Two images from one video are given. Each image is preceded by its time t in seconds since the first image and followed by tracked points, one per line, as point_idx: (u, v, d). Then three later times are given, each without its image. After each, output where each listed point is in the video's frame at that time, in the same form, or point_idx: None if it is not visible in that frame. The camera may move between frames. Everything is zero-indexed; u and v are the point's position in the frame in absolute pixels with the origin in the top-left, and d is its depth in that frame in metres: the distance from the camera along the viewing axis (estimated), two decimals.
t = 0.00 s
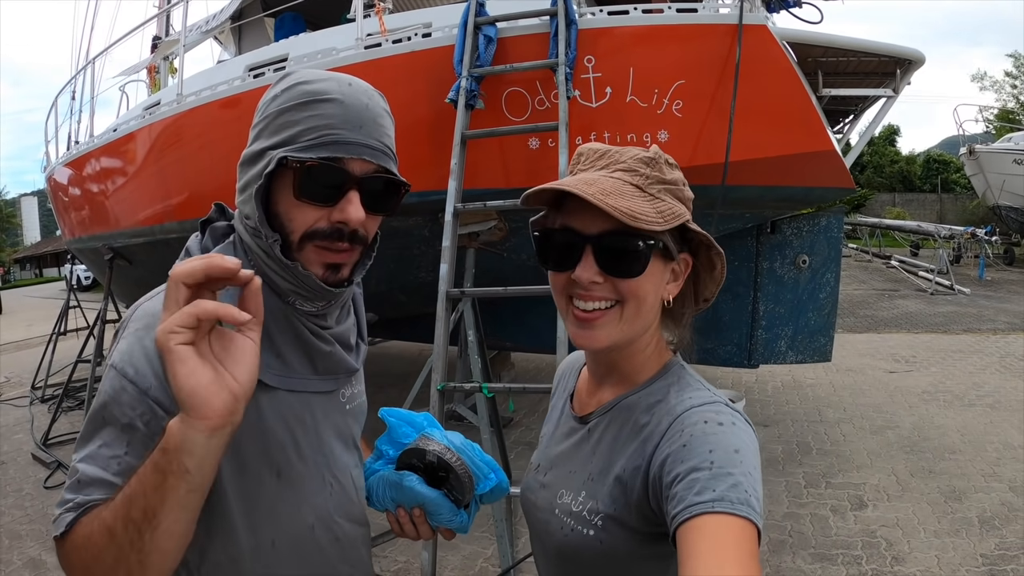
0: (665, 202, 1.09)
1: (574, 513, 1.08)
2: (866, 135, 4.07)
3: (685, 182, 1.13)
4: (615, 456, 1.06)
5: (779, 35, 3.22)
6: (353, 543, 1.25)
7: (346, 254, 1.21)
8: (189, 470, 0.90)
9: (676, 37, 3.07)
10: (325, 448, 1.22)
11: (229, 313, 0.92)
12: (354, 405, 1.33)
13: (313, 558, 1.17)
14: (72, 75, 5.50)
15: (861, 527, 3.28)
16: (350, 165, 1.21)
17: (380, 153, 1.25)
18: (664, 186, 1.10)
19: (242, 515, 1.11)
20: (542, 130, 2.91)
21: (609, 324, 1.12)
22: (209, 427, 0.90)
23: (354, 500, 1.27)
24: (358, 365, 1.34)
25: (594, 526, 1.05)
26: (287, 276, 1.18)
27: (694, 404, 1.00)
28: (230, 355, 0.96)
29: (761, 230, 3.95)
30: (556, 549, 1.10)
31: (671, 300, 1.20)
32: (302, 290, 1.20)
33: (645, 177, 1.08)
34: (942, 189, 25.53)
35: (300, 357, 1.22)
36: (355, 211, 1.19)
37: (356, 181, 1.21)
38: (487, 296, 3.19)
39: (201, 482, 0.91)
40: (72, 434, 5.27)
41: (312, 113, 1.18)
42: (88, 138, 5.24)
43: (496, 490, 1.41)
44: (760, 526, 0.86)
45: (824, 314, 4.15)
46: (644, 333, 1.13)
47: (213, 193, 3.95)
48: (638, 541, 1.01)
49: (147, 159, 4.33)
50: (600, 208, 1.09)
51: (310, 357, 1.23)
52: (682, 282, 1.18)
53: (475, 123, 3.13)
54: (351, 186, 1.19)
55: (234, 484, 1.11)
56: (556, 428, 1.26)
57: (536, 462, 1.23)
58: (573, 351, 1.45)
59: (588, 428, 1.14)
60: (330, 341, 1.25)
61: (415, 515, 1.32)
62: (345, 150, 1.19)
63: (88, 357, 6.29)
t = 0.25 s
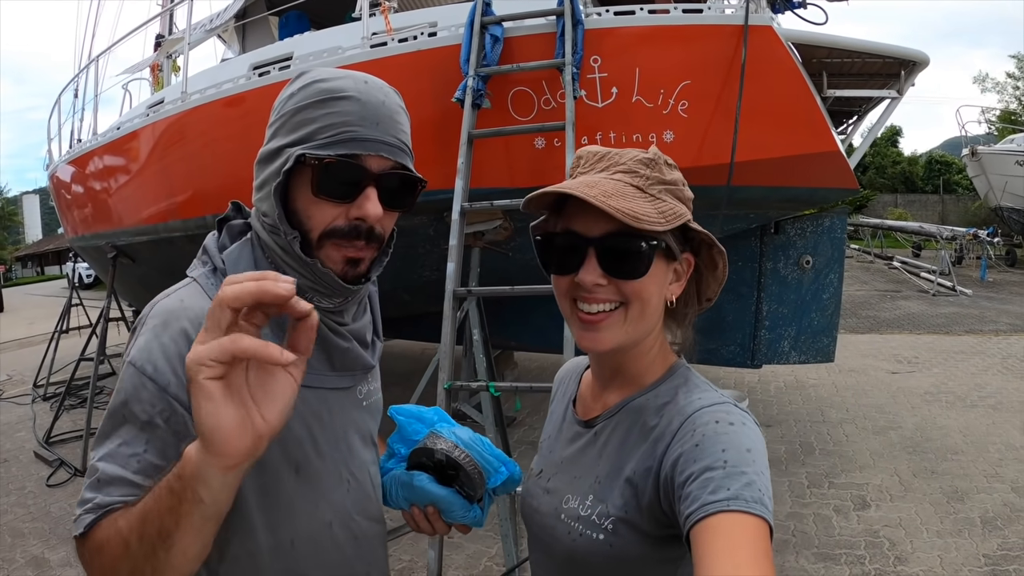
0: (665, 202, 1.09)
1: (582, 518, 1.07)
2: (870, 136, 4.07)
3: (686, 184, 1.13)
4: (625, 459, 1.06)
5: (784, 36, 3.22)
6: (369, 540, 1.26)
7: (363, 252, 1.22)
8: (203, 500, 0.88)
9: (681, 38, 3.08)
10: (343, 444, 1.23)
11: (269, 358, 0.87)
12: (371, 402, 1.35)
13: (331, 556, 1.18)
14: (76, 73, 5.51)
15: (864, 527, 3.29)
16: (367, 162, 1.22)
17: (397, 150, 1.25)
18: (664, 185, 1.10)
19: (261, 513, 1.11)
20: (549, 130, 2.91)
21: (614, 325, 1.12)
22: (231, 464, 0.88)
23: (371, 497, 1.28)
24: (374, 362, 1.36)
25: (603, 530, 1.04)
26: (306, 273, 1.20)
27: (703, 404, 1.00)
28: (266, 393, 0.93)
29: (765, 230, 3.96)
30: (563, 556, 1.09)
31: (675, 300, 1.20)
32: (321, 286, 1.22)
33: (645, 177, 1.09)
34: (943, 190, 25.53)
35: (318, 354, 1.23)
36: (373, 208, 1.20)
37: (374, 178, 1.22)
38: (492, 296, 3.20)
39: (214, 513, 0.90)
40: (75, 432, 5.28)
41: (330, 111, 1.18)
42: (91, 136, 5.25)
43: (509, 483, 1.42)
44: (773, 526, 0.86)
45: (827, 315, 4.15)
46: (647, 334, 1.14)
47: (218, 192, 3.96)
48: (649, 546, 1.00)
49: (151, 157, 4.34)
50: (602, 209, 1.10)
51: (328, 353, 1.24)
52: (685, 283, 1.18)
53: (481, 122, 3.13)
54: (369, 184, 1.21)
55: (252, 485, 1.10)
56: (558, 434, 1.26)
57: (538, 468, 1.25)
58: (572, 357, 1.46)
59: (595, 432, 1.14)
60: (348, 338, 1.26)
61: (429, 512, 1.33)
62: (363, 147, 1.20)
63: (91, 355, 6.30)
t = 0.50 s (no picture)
0: (655, 205, 1.10)
1: (575, 518, 1.07)
2: (872, 137, 4.07)
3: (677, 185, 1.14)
4: (621, 460, 1.06)
5: (787, 37, 3.22)
6: (374, 541, 1.27)
7: (366, 252, 1.23)
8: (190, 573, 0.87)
9: (684, 39, 3.08)
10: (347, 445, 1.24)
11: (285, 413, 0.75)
12: (377, 403, 1.35)
13: (336, 557, 1.19)
14: (78, 73, 5.51)
15: (865, 528, 3.29)
16: (366, 164, 1.22)
17: (395, 151, 1.26)
18: (655, 188, 1.11)
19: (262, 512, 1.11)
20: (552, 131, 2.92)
21: (608, 329, 1.12)
22: (342, 481, 0.95)
23: (377, 499, 1.30)
24: (380, 363, 1.36)
25: (597, 531, 1.03)
26: (307, 274, 1.19)
27: (701, 407, 1.01)
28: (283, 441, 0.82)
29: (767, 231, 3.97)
30: (555, 558, 1.08)
31: (669, 302, 1.20)
32: (323, 286, 1.21)
33: (635, 181, 1.09)
34: (945, 190, 25.51)
35: (323, 355, 1.24)
36: (372, 209, 1.21)
37: (373, 180, 1.22)
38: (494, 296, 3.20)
39: None
40: (77, 432, 5.30)
41: (327, 114, 1.19)
42: (94, 135, 5.26)
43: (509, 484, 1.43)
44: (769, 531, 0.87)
45: (829, 316, 4.16)
46: (643, 336, 1.14)
47: (220, 192, 3.97)
48: (643, 548, 1.00)
49: (153, 157, 4.34)
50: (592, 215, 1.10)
51: (333, 355, 1.25)
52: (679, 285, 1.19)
53: (484, 123, 3.14)
54: (369, 185, 1.21)
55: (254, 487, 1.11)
56: (551, 434, 1.24)
57: (530, 469, 1.23)
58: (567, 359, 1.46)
59: (590, 434, 1.14)
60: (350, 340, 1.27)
61: (430, 517, 1.35)
62: (362, 149, 1.21)
63: (93, 354, 6.31)
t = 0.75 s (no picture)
0: (665, 203, 1.10)
1: (587, 517, 1.06)
2: (877, 136, 4.07)
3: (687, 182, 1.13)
4: (632, 458, 1.06)
5: (793, 36, 3.22)
6: (383, 538, 1.26)
7: (382, 245, 1.23)
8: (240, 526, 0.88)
9: (690, 38, 3.09)
10: (356, 441, 1.24)
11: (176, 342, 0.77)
12: (387, 400, 1.35)
13: (343, 552, 1.19)
14: (82, 71, 5.52)
15: (870, 527, 3.29)
16: (381, 156, 1.23)
17: (409, 143, 1.27)
18: (664, 186, 1.10)
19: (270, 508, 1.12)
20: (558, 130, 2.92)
21: (617, 328, 1.12)
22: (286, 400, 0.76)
23: (385, 496, 1.29)
24: (391, 360, 1.36)
25: (610, 530, 1.03)
26: (320, 267, 1.20)
27: (712, 403, 1.00)
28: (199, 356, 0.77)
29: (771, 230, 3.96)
30: (567, 557, 1.08)
31: (677, 301, 1.20)
32: (335, 280, 1.22)
33: (646, 180, 1.09)
34: (947, 191, 25.48)
35: (332, 351, 1.23)
36: (389, 200, 1.21)
37: (388, 171, 1.23)
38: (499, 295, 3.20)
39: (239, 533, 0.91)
40: (79, 430, 5.30)
41: (342, 107, 1.20)
42: (97, 134, 5.26)
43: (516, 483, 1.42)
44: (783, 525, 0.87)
45: (833, 315, 4.15)
46: (651, 333, 1.13)
47: (225, 190, 3.97)
48: (657, 545, 0.99)
49: (157, 155, 4.35)
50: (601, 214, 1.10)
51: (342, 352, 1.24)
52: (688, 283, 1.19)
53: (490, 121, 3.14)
54: (385, 177, 1.22)
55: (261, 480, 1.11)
56: (557, 435, 1.24)
57: (536, 469, 1.23)
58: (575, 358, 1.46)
59: (599, 432, 1.13)
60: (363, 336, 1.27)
61: (435, 511, 1.34)
62: (377, 141, 1.22)
63: (96, 353, 6.31)
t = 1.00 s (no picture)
0: (662, 195, 1.11)
1: (583, 508, 1.07)
2: (878, 136, 4.08)
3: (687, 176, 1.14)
4: (629, 450, 1.07)
5: (793, 36, 3.23)
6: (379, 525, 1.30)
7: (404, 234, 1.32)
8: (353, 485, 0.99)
9: (691, 37, 3.10)
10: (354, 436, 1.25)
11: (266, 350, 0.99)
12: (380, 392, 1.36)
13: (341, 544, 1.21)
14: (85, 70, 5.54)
15: (870, 525, 3.30)
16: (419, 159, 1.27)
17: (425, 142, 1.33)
18: (661, 178, 1.11)
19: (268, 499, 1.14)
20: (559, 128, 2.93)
21: (611, 319, 1.13)
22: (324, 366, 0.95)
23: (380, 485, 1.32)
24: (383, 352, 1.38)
25: (606, 521, 1.04)
26: (357, 264, 1.25)
27: (709, 397, 1.01)
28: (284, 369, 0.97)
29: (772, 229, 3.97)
30: (563, 549, 1.08)
31: (675, 293, 1.20)
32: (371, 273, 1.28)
33: (642, 171, 1.11)
34: (949, 191, 25.46)
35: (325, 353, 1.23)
36: (422, 196, 1.28)
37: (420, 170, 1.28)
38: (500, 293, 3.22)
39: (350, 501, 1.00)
40: (81, 429, 5.32)
41: (390, 116, 1.21)
42: (100, 133, 5.28)
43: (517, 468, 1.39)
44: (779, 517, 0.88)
45: (834, 314, 4.16)
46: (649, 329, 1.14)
47: (227, 189, 3.98)
48: (652, 536, 1.01)
49: (160, 155, 4.36)
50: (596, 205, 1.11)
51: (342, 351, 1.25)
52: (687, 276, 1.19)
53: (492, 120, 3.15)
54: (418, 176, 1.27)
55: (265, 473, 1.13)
56: (555, 425, 1.26)
57: (534, 460, 1.23)
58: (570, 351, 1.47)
59: (596, 424, 1.14)
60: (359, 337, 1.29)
61: (434, 492, 1.34)
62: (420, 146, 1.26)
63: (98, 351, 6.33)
